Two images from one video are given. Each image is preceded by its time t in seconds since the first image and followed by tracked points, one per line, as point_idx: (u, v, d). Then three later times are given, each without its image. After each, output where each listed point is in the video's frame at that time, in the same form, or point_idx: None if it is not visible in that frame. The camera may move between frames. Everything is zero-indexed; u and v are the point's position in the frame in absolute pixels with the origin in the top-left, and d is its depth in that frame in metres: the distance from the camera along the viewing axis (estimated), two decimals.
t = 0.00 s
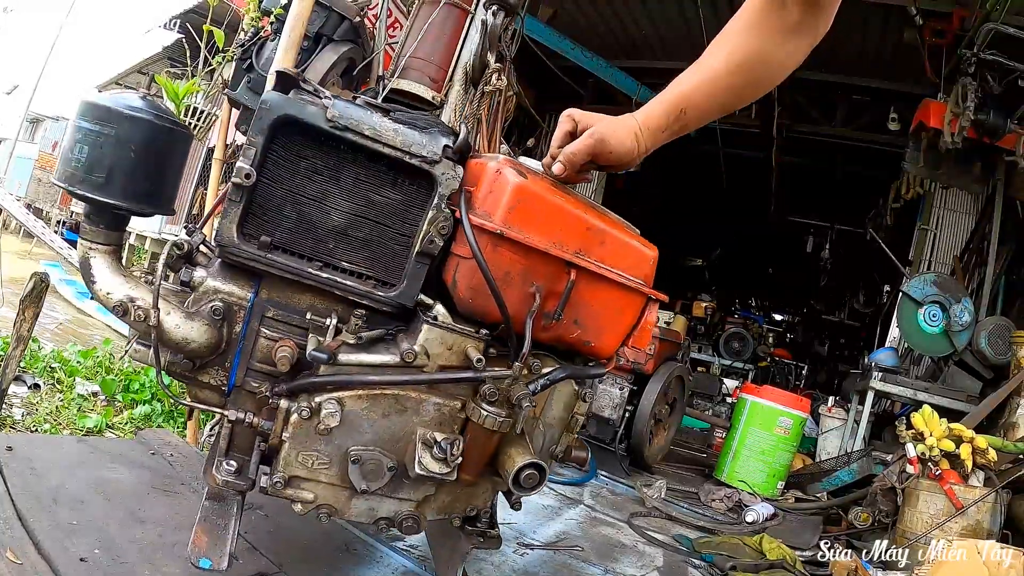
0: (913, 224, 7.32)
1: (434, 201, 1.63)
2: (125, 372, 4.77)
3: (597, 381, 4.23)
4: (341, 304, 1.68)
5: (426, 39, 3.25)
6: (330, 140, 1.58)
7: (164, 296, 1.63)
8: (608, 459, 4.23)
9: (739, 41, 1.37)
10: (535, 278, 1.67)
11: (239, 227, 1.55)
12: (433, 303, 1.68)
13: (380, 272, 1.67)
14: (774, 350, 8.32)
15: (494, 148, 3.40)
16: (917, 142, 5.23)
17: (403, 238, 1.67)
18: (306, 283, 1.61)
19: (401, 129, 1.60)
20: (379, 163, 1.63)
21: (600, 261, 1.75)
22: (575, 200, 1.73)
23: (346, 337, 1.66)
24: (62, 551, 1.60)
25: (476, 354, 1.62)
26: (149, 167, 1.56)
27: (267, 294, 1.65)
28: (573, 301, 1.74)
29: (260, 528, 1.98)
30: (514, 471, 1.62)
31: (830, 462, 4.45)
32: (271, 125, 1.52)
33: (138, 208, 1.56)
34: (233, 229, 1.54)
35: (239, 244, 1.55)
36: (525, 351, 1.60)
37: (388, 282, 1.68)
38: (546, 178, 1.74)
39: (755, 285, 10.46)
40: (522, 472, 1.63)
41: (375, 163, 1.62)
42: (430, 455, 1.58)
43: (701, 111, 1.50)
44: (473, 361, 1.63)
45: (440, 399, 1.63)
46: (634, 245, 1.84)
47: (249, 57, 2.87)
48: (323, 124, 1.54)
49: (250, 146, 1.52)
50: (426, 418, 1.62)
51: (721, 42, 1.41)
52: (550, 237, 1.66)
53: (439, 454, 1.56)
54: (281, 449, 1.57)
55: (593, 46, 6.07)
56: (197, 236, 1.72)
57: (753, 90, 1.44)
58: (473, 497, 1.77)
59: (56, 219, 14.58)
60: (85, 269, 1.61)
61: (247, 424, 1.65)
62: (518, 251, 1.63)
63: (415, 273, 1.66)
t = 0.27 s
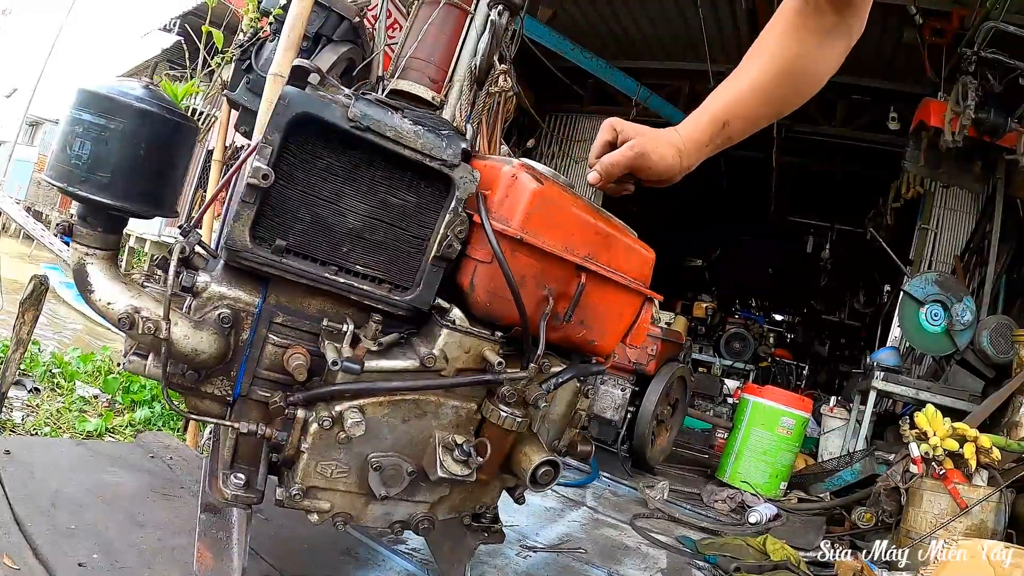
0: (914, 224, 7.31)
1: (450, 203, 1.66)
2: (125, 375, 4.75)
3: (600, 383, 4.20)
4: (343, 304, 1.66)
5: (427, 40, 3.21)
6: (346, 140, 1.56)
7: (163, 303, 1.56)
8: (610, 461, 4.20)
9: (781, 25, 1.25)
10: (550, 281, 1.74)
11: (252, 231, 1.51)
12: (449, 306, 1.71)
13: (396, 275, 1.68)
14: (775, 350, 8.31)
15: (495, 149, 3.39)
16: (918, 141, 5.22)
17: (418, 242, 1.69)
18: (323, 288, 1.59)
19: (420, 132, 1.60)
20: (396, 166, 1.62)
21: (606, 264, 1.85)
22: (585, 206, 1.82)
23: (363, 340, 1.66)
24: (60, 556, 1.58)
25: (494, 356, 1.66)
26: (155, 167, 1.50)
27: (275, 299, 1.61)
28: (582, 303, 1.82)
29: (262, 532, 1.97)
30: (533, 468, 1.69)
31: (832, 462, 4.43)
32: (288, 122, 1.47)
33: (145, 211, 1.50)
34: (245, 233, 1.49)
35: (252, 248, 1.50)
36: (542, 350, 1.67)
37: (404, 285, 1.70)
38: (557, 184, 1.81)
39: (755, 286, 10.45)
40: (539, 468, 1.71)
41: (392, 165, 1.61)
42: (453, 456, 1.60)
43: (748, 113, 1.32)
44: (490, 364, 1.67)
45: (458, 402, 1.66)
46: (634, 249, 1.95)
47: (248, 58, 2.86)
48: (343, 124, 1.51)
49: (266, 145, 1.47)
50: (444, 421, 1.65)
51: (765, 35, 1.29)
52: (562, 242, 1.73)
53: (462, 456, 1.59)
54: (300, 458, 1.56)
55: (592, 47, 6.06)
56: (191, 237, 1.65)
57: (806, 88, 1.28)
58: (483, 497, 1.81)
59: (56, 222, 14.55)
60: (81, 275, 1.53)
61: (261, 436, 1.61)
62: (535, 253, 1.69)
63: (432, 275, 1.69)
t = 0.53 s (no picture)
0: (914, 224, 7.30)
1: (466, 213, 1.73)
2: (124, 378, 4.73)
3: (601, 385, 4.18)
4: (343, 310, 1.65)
5: (425, 41, 3.17)
6: (365, 147, 1.56)
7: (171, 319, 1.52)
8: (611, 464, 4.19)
9: (808, 17, 1.02)
10: (556, 289, 1.90)
11: (270, 242, 1.51)
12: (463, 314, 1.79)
13: (410, 283, 1.73)
14: (775, 351, 8.31)
15: (495, 151, 3.37)
16: (918, 141, 5.22)
17: (431, 250, 1.74)
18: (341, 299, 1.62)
19: (440, 143, 1.64)
20: (413, 176, 1.66)
21: (603, 271, 2.04)
22: (587, 218, 1.99)
23: (379, 352, 1.70)
24: (60, 565, 1.57)
25: (508, 364, 1.78)
26: (170, 176, 1.45)
27: (286, 311, 1.61)
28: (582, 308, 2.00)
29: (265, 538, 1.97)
30: (544, 470, 1.83)
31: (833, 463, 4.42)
32: (309, 129, 1.46)
33: (160, 222, 1.46)
34: (265, 245, 1.49)
35: (270, 261, 1.50)
36: (552, 355, 1.82)
37: (417, 294, 1.75)
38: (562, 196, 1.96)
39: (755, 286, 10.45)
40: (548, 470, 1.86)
41: (410, 175, 1.65)
42: (470, 463, 1.71)
43: (786, 119, 1.03)
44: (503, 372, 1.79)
45: (473, 410, 1.76)
46: (626, 257, 2.16)
47: (247, 61, 2.85)
48: (366, 132, 1.52)
49: (287, 153, 1.45)
50: (459, 428, 1.74)
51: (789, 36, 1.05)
52: (566, 251, 1.89)
53: (479, 463, 1.70)
54: (320, 474, 1.60)
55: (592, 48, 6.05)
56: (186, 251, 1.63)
57: (848, 89, 1.02)
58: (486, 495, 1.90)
59: (55, 225, 14.50)
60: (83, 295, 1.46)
61: (277, 453, 1.61)
62: (544, 263, 1.84)
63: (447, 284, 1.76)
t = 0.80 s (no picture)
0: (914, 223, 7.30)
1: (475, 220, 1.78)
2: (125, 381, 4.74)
3: (602, 386, 4.22)
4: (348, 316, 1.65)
5: (424, 45, 3.19)
6: (384, 156, 1.58)
7: (185, 335, 1.49)
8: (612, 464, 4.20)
9: (805, 18, 1.05)
10: (556, 293, 1.97)
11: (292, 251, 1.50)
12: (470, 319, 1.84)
13: (420, 290, 1.77)
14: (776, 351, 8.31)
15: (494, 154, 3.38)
16: (917, 140, 5.22)
17: (440, 258, 1.79)
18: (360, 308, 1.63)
19: (454, 154, 1.69)
20: (427, 185, 1.69)
21: (597, 276, 2.13)
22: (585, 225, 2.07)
23: (395, 358, 1.70)
24: (64, 568, 1.58)
25: (513, 366, 1.84)
26: (193, 185, 1.46)
27: (299, 320, 1.59)
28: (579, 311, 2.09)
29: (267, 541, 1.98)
30: (548, 465, 1.89)
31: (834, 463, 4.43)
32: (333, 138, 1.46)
33: (182, 232, 1.46)
34: (286, 254, 1.47)
35: (292, 271, 1.48)
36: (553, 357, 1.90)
37: (426, 300, 1.79)
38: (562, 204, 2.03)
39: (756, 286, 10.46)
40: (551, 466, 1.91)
41: (425, 184, 1.69)
42: (480, 462, 1.73)
43: (787, 118, 1.03)
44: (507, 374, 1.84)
45: (480, 411, 1.79)
46: (617, 262, 2.25)
47: (247, 65, 2.86)
48: (388, 141, 1.53)
49: (310, 161, 1.43)
50: (466, 431, 1.76)
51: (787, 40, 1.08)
52: (566, 257, 1.97)
53: (489, 462, 1.73)
54: (339, 480, 1.58)
55: (591, 49, 6.06)
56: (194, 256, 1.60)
57: (845, 88, 1.04)
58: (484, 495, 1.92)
59: (55, 227, 14.49)
60: (96, 310, 1.44)
61: (294, 463, 1.62)
62: (547, 269, 1.91)
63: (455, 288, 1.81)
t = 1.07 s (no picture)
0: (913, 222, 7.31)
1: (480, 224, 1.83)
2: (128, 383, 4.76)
3: (602, 386, 4.25)
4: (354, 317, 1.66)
5: (423, 47, 3.19)
6: (404, 163, 1.61)
7: (209, 342, 1.45)
8: (612, 464, 4.21)
9: (794, 15, 1.07)
10: (551, 294, 2.05)
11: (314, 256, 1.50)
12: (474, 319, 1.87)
13: (427, 292, 1.80)
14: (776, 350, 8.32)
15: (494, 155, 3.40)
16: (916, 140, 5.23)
17: (448, 261, 1.83)
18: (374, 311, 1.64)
19: (469, 161, 1.73)
20: (439, 190, 1.72)
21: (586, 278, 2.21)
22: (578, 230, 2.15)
23: (409, 361, 1.71)
24: (71, 567, 1.60)
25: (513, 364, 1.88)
26: (238, 188, 1.37)
27: (312, 320, 1.57)
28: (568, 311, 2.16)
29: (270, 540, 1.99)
30: (543, 460, 1.94)
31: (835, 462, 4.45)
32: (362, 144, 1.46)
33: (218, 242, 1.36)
34: (310, 259, 1.45)
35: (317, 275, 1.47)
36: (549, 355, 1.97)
37: (431, 302, 1.82)
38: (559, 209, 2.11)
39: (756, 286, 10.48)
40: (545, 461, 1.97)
41: (439, 190, 1.72)
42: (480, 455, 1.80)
43: (774, 114, 1.05)
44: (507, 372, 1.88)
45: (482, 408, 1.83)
46: (603, 267, 2.34)
47: (249, 68, 2.88)
48: (411, 148, 1.56)
49: (339, 166, 1.42)
50: (470, 427, 1.81)
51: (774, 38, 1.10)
52: (561, 259, 2.05)
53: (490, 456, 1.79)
54: (355, 481, 1.60)
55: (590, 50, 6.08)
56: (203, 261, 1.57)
57: (834, 85, 1.05)
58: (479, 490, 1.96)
59: (56, 230, 14.52)
60: (121, 318, 1.38)
61: (310, 465, 1.61)
62: (545, 270, 1.98)
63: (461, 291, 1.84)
